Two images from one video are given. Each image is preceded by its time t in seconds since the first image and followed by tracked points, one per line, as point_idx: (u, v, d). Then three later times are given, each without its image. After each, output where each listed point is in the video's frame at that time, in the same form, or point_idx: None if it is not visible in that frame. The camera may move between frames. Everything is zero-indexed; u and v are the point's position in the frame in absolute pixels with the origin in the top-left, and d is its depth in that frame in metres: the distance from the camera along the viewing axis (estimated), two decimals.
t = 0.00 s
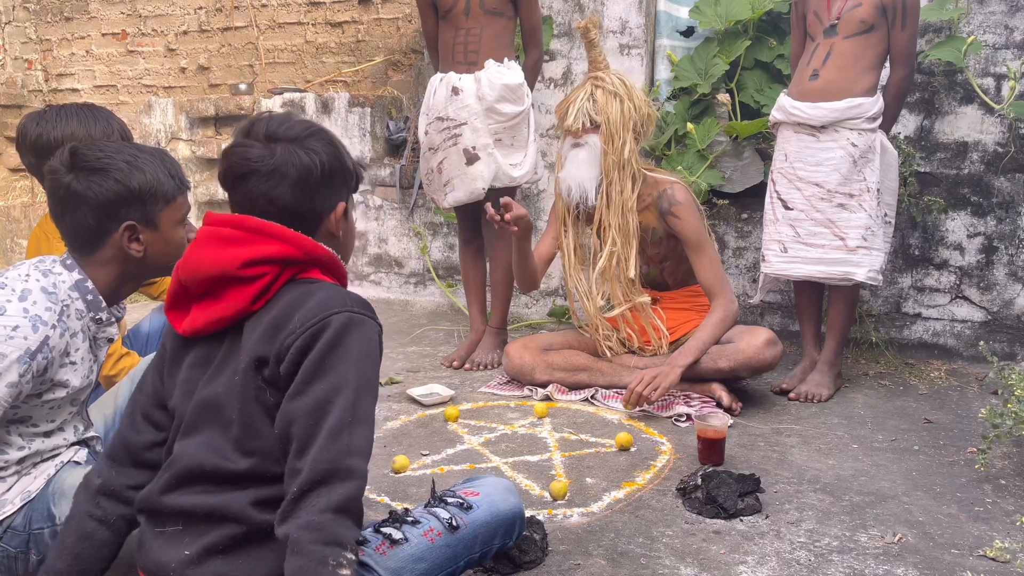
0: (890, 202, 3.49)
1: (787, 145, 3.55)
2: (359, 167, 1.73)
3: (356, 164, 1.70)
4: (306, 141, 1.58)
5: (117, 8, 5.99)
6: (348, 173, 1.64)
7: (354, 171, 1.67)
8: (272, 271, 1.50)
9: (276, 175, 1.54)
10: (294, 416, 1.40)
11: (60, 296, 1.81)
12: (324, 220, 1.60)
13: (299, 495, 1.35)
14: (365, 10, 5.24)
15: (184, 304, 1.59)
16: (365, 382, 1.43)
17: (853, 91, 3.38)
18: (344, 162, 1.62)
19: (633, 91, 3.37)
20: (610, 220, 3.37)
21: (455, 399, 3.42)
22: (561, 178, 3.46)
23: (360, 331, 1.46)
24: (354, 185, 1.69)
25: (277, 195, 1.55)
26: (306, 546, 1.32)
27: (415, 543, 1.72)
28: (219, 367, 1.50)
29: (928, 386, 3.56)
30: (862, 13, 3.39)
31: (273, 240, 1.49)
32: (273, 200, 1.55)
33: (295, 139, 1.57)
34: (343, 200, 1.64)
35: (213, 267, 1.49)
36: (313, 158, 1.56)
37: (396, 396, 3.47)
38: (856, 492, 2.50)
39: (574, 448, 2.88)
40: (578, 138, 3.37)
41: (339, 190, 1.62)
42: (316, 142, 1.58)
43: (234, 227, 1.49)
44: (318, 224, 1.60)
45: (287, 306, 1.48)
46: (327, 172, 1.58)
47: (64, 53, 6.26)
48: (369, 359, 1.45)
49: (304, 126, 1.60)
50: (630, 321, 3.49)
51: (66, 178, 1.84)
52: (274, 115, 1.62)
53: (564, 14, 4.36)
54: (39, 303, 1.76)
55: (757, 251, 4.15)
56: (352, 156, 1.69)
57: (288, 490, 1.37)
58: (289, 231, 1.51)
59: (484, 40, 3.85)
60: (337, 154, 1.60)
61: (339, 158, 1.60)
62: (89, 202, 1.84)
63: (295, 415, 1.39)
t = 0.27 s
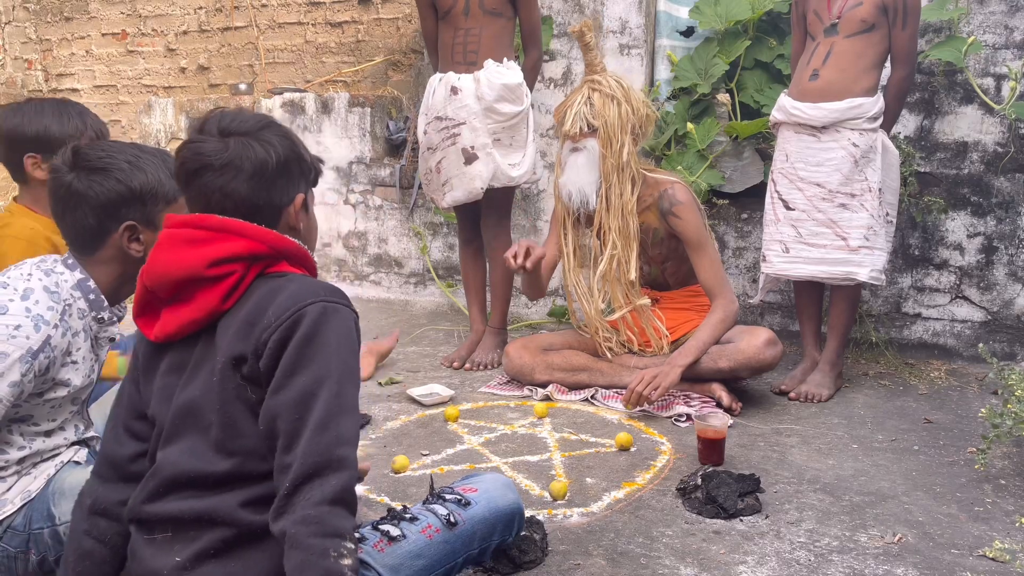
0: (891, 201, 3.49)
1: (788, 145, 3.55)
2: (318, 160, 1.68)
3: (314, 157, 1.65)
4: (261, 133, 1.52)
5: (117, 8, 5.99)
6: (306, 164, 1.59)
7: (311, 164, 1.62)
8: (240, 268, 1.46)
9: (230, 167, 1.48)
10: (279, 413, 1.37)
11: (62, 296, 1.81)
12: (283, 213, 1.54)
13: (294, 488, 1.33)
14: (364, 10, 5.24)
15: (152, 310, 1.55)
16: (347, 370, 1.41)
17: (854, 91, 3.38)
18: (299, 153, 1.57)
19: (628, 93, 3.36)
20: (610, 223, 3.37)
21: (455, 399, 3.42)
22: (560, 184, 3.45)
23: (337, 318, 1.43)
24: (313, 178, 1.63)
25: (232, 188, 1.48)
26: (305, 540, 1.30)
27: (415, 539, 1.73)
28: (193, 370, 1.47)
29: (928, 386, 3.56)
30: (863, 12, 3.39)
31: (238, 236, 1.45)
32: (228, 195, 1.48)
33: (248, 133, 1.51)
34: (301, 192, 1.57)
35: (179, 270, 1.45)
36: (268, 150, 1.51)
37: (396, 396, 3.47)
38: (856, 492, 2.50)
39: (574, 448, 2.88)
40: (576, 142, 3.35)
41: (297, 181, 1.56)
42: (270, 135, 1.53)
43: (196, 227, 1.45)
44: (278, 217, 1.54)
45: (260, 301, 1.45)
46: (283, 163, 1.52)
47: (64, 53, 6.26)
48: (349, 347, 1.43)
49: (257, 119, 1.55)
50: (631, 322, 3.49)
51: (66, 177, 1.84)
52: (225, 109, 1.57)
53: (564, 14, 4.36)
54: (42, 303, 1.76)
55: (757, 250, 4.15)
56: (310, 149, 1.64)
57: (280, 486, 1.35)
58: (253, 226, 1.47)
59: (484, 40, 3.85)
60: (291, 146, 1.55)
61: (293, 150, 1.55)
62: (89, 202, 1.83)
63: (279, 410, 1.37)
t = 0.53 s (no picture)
0: (891, 202, 3.50)
1: (788, 145, 3.54)
2: (293, 160, 1.61)
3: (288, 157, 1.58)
4: (226, 123, 1.46)
5: (117, 8, 5.98)
6: (279, 160, 1.54)
7: (283, 162, 1.55)
8: (194, 262, 1.41)
9: (188, 153, 1.43)
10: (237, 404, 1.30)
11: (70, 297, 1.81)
12: (241, 207, 1.47)
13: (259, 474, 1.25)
14: (365, 10, 5.24)
15: (100, 302, 1.48)
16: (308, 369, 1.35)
17: (854, 91, 3.38)
18: (266, 147, 1.50)
19: (631, 94, 3.32)
20: (611, 226, 3.34)
21: (455, 399, 3.42)
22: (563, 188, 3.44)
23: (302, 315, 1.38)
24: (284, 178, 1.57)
25: (189, 175, 1.43)
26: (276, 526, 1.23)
27: (420, 530, 1.74)
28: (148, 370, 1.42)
29: (928, 386, 3.56)
30: (863, 12, 3.39)
31: (192, 230, 1.40)
32: (184, 181, 1.43)
33: (214, 123, 1.46)
34: (264, 186, 1.50)
35: (128, 261, 1.39)
36: (230, 140, 1.45)
37: (396, 396, 3.47)
38: (856, 492, 2.50)
39: (574, 448, 2.88)
40: (579, 146, 3.34)
41: (261, 175, 1.50)
42: (236, 125, 1.47)
43: (146, 218, 1.39)
44: (235, 212, 1.46)
45: (217, 296, 1.39)
46: (245, 154, 1.46)
47: (64, 53, 6.26)
48: (309, 343, 1.37)
49: (225, 109, 1.49)
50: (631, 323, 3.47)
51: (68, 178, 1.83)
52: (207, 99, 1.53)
53: (564, 14, 4.36)
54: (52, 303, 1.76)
55: (757, 250, 4.15)
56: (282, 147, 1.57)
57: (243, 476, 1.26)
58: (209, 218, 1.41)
59: (485, 41, 3.85)
60: (258, 139, 1.49)
61: (260, 143, 1.49)
62: (92, 202, 1.83)
63: (237, 401, 1.30)
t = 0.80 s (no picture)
0: (891, 202, 3.50)
1: (788, 146, 3.55)
2: (172, 280, 1.32)
3: (166, 277, 1.30)
4: (77, 234, 1.16)
5: (117, 8, 5.98)
6: (139, 282, 1.23)
7: (153, 287, 1.26)
8: None
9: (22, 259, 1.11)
10: None
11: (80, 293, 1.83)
12: (71, 332, 1.16)
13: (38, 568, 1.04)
14: (365, 10, 5.24)
15: None
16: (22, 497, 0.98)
17: (854, 91, 3.38)
18: (128, 270, 1.21)
19: (640, 91, 3.35)
20: (619, 222, 3.36)
21: (455, 399, 3.42)
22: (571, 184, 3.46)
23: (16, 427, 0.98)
24: (155, 301, 1.28)
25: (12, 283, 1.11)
26: None
27: (385, 549, 1.57)
28: None
29: (928, 386, 3.56)
30: (863, 12, 3.39)
31: None
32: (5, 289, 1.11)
33: (70, 224, 1.16)
34: (107, 314, 1.19)
35: None
36: (77, 252, 1.15)
37: (396, 396, 3.47)
38: (856, 492, 2.50)
39: (574, 448, 2.88)
40: (588, 143, 3.36)
41: (111, 302, 1.20)
42: (90, 239, 1.16)
43: None
44: (61, 334, 1.15)
45: None
46: (92, 274, 1.16)
47: (64, 53, 6.26)
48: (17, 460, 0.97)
49: (89, 213, 1.18)
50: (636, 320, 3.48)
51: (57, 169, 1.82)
52: (61, 187, 1.22)
53: (564, 14, 4.36)
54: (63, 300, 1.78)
55: (757, 250, 4.15)
56: (160, 264, 1.28)
57: None
58: None
59: (486, 41, 3.85)
60: (117, 257, 1.19)
61: (118, 264, 1.19)
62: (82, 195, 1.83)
63: None
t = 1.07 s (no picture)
0: (892, 202, 3.50)
1: (788, 146, 3.55)
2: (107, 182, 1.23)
3: (98, 185, 1.20)
4: None
5: (117, 8, 5.98)
6: (72, 201, 1.15)
7: (86, 201, 1.17)
8: None
9: None
10: None
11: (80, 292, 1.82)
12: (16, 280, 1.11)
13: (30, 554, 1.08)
14: (365, 10, 5.24)
15: None
16: (30, 498, 1.01)
17: (855, 91, 3.38)
18: (49, 191, 1.12)
19: (648, 88, 3.38)
20: (626, 218, 3.39)
21: (454, 399, 3.42)
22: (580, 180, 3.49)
23: (32, 423, 1.01)
24: (94, 215, 1.20)
25: None
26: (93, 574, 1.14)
27: (231, 562, 1.51)
28: None
29: (928, 386, 3.56)
30: (862, 13, 3.40)
31: None
32: None
33: None
34: (49, 251, 1.14)
35: None
36: None
37: (396, 396, 3.47)
38: (856, 492, 2.50)
39: (574, 448, 2.88)
40: (595, 140, 3.39)
41: (45, 233, 1.13)
42: None
43: None
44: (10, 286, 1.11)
45: None
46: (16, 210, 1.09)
47: (64, 53, 6.26)
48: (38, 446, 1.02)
49: None
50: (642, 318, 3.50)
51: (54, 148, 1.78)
52: None
53: (564, 14, 4.36)
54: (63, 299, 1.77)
55: (757, 250, 4.15)
56: (87, 173, 1.18)
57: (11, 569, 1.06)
58: None
59: (487, 42, 3.85)
60: (35, 183, 1.10)
61: (38, 188, 1.10)
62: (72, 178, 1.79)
63: None
